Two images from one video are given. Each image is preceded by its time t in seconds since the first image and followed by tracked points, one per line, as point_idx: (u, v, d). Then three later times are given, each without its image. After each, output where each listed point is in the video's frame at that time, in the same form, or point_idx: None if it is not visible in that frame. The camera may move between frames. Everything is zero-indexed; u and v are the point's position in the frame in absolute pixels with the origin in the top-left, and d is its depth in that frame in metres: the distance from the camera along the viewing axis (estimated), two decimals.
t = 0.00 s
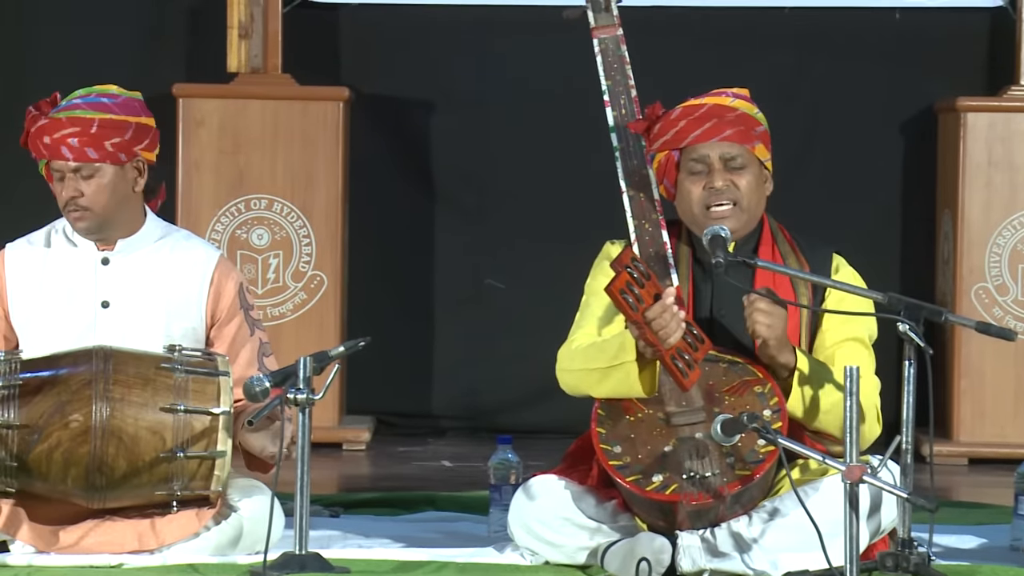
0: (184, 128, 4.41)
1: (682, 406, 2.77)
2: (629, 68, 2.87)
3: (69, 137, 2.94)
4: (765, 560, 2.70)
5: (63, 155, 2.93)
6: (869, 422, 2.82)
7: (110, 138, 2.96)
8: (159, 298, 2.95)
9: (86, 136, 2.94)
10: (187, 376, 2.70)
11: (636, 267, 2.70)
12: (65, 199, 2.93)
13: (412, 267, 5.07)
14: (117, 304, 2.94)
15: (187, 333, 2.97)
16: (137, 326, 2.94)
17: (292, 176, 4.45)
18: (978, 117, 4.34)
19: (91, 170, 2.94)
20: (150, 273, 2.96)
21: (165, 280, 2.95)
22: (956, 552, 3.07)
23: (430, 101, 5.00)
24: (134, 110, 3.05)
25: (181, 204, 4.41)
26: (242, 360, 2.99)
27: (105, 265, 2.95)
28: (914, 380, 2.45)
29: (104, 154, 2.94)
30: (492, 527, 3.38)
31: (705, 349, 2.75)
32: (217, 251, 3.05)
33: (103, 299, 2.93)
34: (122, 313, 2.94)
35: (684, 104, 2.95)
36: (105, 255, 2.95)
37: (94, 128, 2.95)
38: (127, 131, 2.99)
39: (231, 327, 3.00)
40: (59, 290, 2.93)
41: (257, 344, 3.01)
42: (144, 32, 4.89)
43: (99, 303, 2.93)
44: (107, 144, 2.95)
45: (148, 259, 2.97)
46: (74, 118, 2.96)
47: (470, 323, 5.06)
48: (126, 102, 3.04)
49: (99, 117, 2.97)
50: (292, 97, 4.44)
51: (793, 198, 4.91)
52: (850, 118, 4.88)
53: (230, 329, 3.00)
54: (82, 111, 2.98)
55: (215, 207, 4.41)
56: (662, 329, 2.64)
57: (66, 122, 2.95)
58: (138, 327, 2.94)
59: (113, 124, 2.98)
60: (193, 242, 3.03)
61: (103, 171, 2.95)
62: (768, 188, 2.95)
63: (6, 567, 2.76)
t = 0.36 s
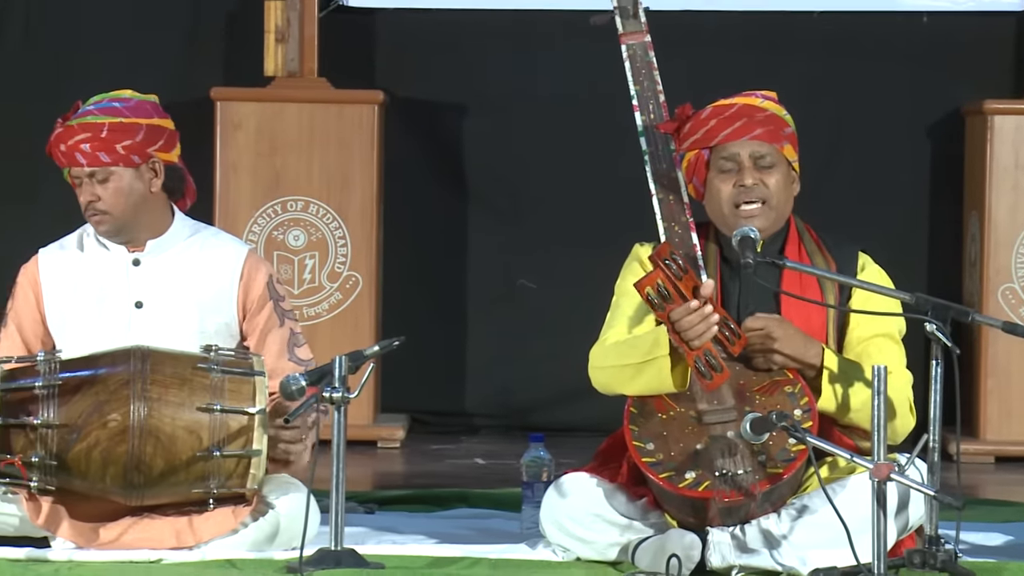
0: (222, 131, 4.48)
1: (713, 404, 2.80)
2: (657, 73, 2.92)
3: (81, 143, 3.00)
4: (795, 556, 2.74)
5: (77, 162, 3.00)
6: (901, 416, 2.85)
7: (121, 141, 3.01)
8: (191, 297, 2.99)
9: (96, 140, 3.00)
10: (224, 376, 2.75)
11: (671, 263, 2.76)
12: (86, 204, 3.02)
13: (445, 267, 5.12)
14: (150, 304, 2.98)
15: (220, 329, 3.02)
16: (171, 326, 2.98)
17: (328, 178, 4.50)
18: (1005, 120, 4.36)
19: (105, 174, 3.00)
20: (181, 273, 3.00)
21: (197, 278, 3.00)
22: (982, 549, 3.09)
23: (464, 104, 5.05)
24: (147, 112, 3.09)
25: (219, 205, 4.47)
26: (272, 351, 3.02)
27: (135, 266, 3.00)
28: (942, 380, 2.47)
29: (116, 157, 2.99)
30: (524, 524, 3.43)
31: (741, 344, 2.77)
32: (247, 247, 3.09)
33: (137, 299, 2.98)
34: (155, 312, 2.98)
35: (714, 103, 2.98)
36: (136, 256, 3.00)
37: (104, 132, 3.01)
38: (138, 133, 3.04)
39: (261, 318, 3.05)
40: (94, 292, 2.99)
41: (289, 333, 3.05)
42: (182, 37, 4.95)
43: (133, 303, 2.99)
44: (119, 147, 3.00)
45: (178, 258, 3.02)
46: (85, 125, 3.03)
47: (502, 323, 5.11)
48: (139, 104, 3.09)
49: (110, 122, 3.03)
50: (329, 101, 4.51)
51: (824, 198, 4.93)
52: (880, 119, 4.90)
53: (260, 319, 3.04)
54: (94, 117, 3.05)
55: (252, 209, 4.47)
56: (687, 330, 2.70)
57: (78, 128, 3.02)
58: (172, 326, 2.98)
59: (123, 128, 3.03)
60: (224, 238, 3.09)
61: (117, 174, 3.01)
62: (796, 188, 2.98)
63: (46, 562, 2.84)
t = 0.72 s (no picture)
0: (253, 134, 4.53)
1: (736, 404, 2.82)
2: (684, 67, 2.93)
3: (110, 145, 3.05)
4: (818, 555, 2.75)
5: (106, 163, 3.05)
6: (924, 416, 2.87)
7: (149, 142, 3.06)
8: (220, 298, 3.04)
9: (126, 142, 3.05)
10: (254, 376, 2.80)
11: (694, 264, 2.75)
12: (115, 205, 3.07)
13: (472, 269, 5.16)
14: (179, 304, 3.03)
15: (247, 329, 3.07)
16: (200, 325, 3.02)
17: (356, 180, 4.55)
18: None
19: (134, 175, 3.05)
20: (210, 273, 3.05)
21: (225, 278, 3.05)
22: (1005, 548, 3.11)
23: (490, 107, 5.09)
24: (175, 114, 3.14)
25: (249, 207, 4.53)
26: (302, 350, 3.08)
27: (164, 266, 3.05)
28: (963, 380, 2.50)
29: (144, 159, 3.04)
30: (550, 522, 3.47)
31: (762, 347, 2.78)
32: (274, 248, 3.14)
33: (166, 300, 3.03)
34: (183, 312, 3.03)
35: (739, 101, 3.01)
36: (165, 256, 3.06)
37: (133, 134, 3.06)
38: (166, 135, 3.09)
39: (290, 319, 3.10)
40: (123, 293, 3.03)
41: (317, 334, 3.11)
42: (212, 41, 5.01)
43: (162, 303, 3.03)
44: (147, 148, 3.05)
45: (206, 258, 3.06)
46: (114, 127, 3.08)
47: (529, 325, 5.14)
48: (167, 107, 3.14)
49: (138, 124, 3.08)
50: (356, 104, 4.55)
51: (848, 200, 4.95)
52: (905, 122, 4.92)
53: (289, 320, 3.09)
54: (123, 119, 3.10)
55: (282, 210, 4.53)
56: (715, 330, 2.71)
57: (108, 130, 3.07)
58: (201, 326, 3.02)
59: (151, 130, 3.08)
60: (252, 238, 3.14)
61: (146, 176, 3.05)
62: (821, 185, 3.01)
63: (79, 559, 2.89)
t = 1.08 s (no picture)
0: (278, 135, 4.54)
1: (761, 406, 2.82)
2: (712, 61, 2.90)
3: (138, 145, 3.05)
4: (842, 555, 2.75)
5: (133, 163, 3.05)
6: (948, 420, 2.86)
7: (177, 143, 3.06)
8: (246, 299, 3.05)
9: (153, 142, 3.05)
10: (280, 376, 2.81)
11: (712, 275, 2.74)
12: (142, 205, 3.07)
13: (497, 269, 5.17)
14: (205, 304, 3.04)
15: (273, 330, 3.07)
16: (225, 325, 3.04)
17: (382, 181, 4.56)
18: None
19: (162, 175, 3.05)
20: (236, 274, 3.06)
21: (251, 278, 3.06)
22: None
23: (515, 108, 5.10)
24: (202, 114, 3.14)
25: (275, 208, 4.54)
26: (329, 353, 3.10)
27: (191, 267, 3.06)
28: (988, 380, 2.49)
29: (172, 159, 3.04)
30: (575, 522, 3.47)
31: (785, 352, 2.80)
32: (300, 249, 3.15)
33: (192, 300, 3.04)
34: (209, 313, 3.04)
35: (771, 101, 3.01)
36: (191, 256, 3.07)
37: (160, 134, 3.06)
38: (193, 135, 3.08)
39: (315, 324, 3.11)
40: (150, 294, 3.05)
41: (342, 337, 3.12)
42: (238, 43, 5.03)
43: (188, 304, 3.04)
44: (174, 149, 3.05)
45: (232, 259, 3.08)
46: (142, 127, 3.08)
47: (554, 325, 5.15)
48: (194, 107, 3.14)
49: (165, 124, 3.08)
50: (382, 105, 4.56)
51: (874, 200, 4.94)
52: (930, 122, 4.91)
53: (314, 324, 3.10)
54: (150, 119, 3.10)
55: (308, 211, 4.54)
56: (738, 336, 2.72)
57: (135, 130, 3.07)
58: (226, 326, 3.04)
59: (178, 130, 3.08)
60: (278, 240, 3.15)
61: (173, 176, 3.05)
62: (850, 187, 3.00)
63: (105, 559, 2.90)
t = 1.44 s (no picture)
0: (310, 136, 4.57)
1: (793, 407, 2.80)
2: (743, 65, 2.88)
3: (138, 155, 3.10)
4: (874, 556, 2.75)
5: (137, 175, 3.10)
6: (978, 422, 2.84)
7: (175, 148, 3.09)
8: (270, 296, 3.07)
9: (151, 151, 3.10)
10: (313, 376, 2.82)
11: (750, 269, 2.76)
12: (151, 215, 3.11)
13: (527, 270, 5.17)
14: (230, 305, 3.06)
15: (299, 325, 3.09)
16: (250, 324, 3.06)
17: (413, 182, 4.57)
18: None
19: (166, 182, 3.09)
20: (258, 270, 3.09)
21: (275, 276, 3.08)
22: None
23: (545, 109, 5.10)
24: (199, 118, 3.18)
25: (306, 209, 4.56)
26: (356, 345, 3.11)
27: (213, 269, 3.08)
28: (1021, 382, 2.48)
29: (171, 164, 3.08)
30: (606, 523, 3.47)
31: (821, 349, 2.76)
32: (319, 242, 3.16)
33: (216, 301, 3.06)
34: (234, 313, 3.06)
35: (804, 101, 3.01)
36: (212, 259, 3.09)
37: (158, 142, 3.11)
38: (190, 138, 3.12)
39: (340, 317, 3.12)
40: (175, 295, 3.08)
41: (368, 326, 3.12)
42: (270, 45, 5.05)
43: (212, 305, 3.07)
44: (173, 153, 3.09)
45: (250, 257, 3.10)
46: (141, 138, 3.13)
47: (585, 327, 5.15)
48: (190, 112, 3.18)
49: (162, 132, 3.13)
50: (413, 106, 4.57)
51: (906, 200, 4.92)
52: (963, 123, 4.88)
53: (339, 318, 3.11)
54: (149, 129, 3.15)
55: (339, 212, 4.55)
56: (767, 337, 2.72)
57: (134, 142, 3.12)
58: (252, 326, 3.06)
59: (175, 135, 3.12)
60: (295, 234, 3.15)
61: (175, 180, 3.09)
62: (880, 189, 2.98)
63: (138, 559, 2.92)
